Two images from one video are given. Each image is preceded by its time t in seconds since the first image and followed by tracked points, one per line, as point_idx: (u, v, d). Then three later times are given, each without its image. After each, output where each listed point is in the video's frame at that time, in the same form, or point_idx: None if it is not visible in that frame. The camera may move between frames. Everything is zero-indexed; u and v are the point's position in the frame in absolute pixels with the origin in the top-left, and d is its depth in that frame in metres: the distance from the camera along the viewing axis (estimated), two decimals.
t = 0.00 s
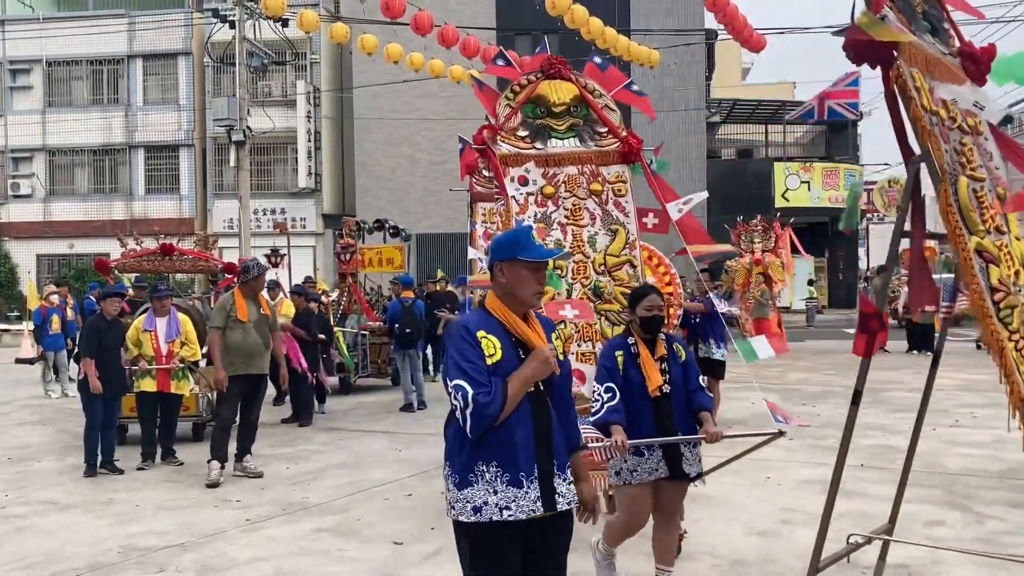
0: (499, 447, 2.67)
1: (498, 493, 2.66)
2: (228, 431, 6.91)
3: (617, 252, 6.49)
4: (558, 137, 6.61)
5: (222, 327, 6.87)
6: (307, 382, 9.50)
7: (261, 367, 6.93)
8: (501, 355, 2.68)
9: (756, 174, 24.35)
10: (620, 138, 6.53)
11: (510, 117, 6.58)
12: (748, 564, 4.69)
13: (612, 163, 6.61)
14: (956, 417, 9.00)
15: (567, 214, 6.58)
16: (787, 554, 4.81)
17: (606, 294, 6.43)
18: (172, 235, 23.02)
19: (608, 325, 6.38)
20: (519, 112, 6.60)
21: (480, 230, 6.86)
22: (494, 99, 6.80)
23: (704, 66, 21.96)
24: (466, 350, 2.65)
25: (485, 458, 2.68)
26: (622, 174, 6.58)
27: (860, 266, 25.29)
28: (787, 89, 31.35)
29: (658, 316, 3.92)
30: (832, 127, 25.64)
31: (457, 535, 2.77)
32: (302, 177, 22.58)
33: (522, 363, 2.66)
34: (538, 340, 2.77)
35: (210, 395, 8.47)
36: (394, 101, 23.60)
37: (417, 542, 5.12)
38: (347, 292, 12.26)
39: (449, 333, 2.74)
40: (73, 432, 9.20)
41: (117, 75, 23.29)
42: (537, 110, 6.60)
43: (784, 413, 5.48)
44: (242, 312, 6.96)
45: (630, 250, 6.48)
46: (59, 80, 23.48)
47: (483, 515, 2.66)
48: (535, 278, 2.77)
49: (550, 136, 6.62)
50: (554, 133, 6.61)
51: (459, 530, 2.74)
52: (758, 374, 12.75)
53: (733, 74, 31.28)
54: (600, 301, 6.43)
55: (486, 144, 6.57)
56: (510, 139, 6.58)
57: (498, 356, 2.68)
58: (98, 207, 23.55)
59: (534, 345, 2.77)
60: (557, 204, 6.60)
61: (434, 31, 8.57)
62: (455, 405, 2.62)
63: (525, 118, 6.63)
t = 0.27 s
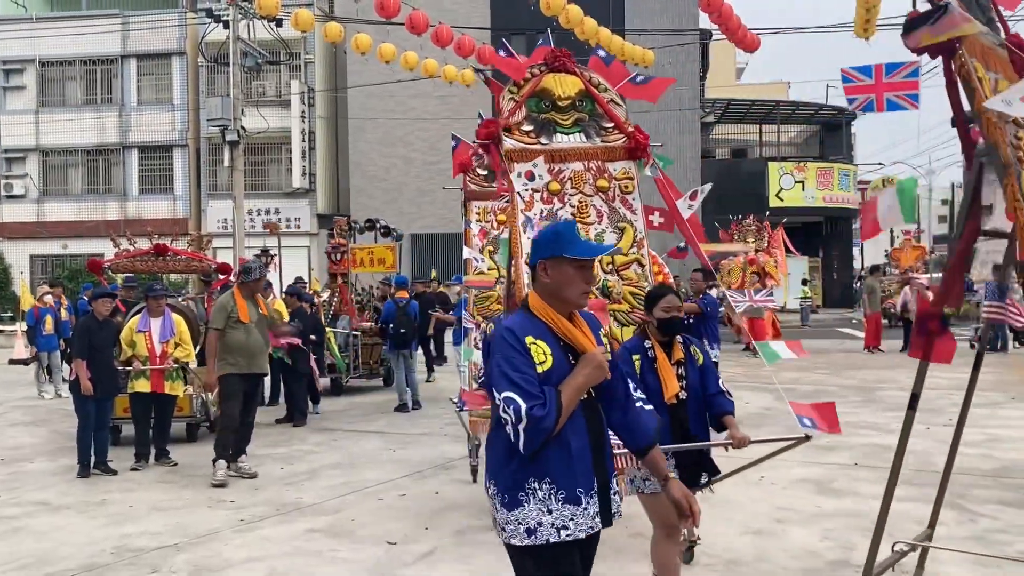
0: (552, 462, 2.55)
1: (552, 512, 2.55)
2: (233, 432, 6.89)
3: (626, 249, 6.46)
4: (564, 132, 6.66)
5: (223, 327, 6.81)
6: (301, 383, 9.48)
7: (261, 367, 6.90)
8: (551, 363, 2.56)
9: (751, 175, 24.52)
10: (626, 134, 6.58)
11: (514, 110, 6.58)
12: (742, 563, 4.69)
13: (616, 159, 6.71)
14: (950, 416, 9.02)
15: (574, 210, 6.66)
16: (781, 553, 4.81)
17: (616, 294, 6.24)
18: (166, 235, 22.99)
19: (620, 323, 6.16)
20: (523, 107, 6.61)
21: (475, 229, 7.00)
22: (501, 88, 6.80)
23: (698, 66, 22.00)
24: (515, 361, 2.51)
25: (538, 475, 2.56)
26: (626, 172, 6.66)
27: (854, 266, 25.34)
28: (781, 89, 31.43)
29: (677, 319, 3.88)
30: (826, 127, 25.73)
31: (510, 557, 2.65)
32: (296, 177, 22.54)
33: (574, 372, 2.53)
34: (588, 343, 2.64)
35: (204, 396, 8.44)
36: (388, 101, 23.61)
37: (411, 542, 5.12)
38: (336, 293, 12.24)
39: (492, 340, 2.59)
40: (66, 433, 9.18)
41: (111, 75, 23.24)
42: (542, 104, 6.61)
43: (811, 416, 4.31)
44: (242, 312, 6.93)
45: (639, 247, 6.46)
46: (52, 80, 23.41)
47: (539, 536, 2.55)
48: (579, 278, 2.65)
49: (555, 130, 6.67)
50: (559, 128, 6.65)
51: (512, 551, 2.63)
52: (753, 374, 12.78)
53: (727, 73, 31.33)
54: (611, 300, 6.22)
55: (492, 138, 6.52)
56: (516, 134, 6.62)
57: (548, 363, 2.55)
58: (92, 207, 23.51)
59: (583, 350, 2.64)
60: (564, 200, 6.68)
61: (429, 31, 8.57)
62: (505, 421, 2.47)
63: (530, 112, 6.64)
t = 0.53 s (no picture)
0: (623, 486, 2.39)
1: (625, 542, 2.39)
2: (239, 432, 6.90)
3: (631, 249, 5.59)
4: (565, 129, 5.81)
5: (215, 328, 6.80)
6: (292, 384, 9.46)
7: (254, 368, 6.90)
8: (620, 377, 2.41)
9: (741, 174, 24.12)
10: (631, 130, 5.79)
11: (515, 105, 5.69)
12: (732, 562, 4.70)
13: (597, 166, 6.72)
14: (940, 415, 9.07)
15: (577, 208, 5.72)
16: (771, 553, 4.83)
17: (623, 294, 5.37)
18: (157, 236, 22.95)
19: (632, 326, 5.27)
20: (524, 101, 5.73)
21: (465, 229, 6.97)
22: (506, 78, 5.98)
23: (690, 67, 22.05)
24: (584, 374, 2.35)
25: (610, 501, 2.39)
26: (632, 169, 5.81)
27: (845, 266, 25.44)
28: (772, 89, 31.55)
29: (698, 323, 3.75)
30: (817, 127, 25.83)
31: None
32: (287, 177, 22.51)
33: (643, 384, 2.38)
34: (652, 354, 2.50)
35: (195, 397, 8.42)
36: (380, 101, 23.62)
37: (402, 543, 5.12)
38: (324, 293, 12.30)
39: (554, 351, 2.43)
40: (56, 435, 9.15)
41: (102, 75, 23.16)
42: (542, 99, 5.78)
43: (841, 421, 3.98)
44: (234, 311, 6.90)
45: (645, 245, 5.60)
46: (42, 80, 23.32)
47: (611, 570, 2.39)
48: (647, 284, 2.49)
49: (556, 126, 5.79)
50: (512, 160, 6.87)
51: None
52: (743, 374, 12.83)
53: (719, 74, 31.40)
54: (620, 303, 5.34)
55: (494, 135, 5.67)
56: (517, 131, 5.69)
57: (617, 377, 2.40)
58: (83, 208, 23.45)
59: (647, 362, 2.50)
60: (566, 199, 5.73)
61: (421, 31, 8.57)
62: (576, 441, 2.29)
63: (531, 108, 5.78)
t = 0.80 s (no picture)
0: (700, 504, 2.23)
1: (687, 562, 2.24)
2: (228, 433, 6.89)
3: (638, 248, 4.69)
4: (571, 124, 4.96)
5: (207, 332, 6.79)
6: (281, 384, 9.43)
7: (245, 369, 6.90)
8: (700, 386, 2.25)
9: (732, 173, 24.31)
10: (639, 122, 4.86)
11: (519, 98, 4.96)
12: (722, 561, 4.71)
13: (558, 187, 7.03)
14: (929, 414, 9.10)
15: (585, 205, 4.73)
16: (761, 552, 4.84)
17: (631, 294, 4.63)
18: (146, 236, 22.86)
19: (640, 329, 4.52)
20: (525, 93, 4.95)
21: (457, 228, 6.88)
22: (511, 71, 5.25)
23: (680, 67, 22.08)
24: (666, 382, 2.18)
25: (677, 519, 2.25)
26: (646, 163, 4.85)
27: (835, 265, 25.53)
28: (762, 90, 31.65)
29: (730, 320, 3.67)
30: (807, 127, 25.94)
31: None
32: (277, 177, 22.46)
33: (723, 395, 2.24)
34: (733, 362, 2.35)
35: (184, 397, 8.38)
36: (370, 101, 23.58)
37: (391, 544, 5.10)
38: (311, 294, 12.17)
39: (631, 355, 2.26)
40: (44, 436, 9.11)
41: (90, 74, 23.03)
42: (547, 93, 4.99)
43: (862, 419, 2.96)
44: (225, 313, 6.88)
45: (654, 245, 4.70)
46: (30, 79, 23.19)
47: None
48: (736, 288, 2.33)
49: (562, 122, 4.96)
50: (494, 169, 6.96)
51: None
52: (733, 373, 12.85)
53: (709, 74, 31.48)
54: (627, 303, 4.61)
55: (499, 129, 4.92)
56: (520, 125, 4.93)
57: (697, 386, 2.25)
58: (71, 208, 23.33)
59: (725, 369, 2.36)
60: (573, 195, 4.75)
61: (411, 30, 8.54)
62: (656, 454, 2.13)
63: (535, 102, 4.99)
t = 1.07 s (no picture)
0: (812, 523, 2.00)
1: None
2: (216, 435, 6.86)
3: (646, 247, 4.65)
4: (576, 118, 4.78)
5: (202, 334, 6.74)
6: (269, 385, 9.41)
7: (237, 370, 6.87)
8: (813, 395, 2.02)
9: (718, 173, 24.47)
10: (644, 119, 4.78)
11: (524, 91, 4.72)
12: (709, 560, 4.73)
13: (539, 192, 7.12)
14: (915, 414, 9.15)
15: (591, 203, 4.65)
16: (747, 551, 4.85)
17: (641, 293, 4.56)
18: (132, 237, 22.76)
19: (649, 329, 4.48)
20: (532, 88, 4.75)
21: (447, 226, 6.84)
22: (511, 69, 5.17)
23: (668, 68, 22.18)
24: (775, 387, 1.97)
25: (790, 539, 2.02)
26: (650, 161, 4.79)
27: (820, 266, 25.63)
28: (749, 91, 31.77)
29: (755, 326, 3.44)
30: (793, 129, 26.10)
31: None
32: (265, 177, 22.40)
33: (836, 404, 2.01)
34: (851, 368, 2.10)
35: (170, 398, 8.34)
36: (358, 101, 23.56)
37: (379, 544, 5.10)
38: (299, 294, 12.09)
39: (734, 357, 2.05)
40: (29, 437, 9.06)
41: (76, 73, 22.90)
42: (550, 87, 4.80)
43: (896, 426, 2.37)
44: (217, 315, 6.85)
45: (662, 244, 4.66)
46: (15, 78, 23.05)
47: None
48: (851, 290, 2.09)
49: (567, 116, 4.78)
50: (484, 168, 6.99)
51: None
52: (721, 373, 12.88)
53: (696, 75, 31.57)
54: (636, 302, 4.54)
55: (505, 122, 4.66)
56: (526, 118, 4.70)
57: (809, 394, 2.02)
58: (57, 208, 23.20)
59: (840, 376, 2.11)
60: (580, 192, 4.67)
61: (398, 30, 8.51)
62: (762, 465, 1.93)
63: (539, 96, 4.78)
